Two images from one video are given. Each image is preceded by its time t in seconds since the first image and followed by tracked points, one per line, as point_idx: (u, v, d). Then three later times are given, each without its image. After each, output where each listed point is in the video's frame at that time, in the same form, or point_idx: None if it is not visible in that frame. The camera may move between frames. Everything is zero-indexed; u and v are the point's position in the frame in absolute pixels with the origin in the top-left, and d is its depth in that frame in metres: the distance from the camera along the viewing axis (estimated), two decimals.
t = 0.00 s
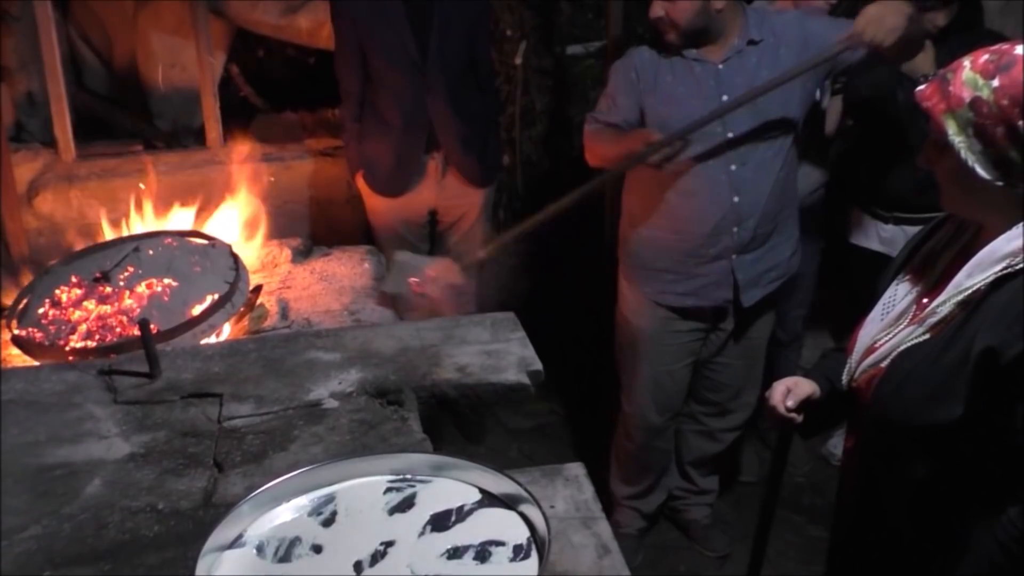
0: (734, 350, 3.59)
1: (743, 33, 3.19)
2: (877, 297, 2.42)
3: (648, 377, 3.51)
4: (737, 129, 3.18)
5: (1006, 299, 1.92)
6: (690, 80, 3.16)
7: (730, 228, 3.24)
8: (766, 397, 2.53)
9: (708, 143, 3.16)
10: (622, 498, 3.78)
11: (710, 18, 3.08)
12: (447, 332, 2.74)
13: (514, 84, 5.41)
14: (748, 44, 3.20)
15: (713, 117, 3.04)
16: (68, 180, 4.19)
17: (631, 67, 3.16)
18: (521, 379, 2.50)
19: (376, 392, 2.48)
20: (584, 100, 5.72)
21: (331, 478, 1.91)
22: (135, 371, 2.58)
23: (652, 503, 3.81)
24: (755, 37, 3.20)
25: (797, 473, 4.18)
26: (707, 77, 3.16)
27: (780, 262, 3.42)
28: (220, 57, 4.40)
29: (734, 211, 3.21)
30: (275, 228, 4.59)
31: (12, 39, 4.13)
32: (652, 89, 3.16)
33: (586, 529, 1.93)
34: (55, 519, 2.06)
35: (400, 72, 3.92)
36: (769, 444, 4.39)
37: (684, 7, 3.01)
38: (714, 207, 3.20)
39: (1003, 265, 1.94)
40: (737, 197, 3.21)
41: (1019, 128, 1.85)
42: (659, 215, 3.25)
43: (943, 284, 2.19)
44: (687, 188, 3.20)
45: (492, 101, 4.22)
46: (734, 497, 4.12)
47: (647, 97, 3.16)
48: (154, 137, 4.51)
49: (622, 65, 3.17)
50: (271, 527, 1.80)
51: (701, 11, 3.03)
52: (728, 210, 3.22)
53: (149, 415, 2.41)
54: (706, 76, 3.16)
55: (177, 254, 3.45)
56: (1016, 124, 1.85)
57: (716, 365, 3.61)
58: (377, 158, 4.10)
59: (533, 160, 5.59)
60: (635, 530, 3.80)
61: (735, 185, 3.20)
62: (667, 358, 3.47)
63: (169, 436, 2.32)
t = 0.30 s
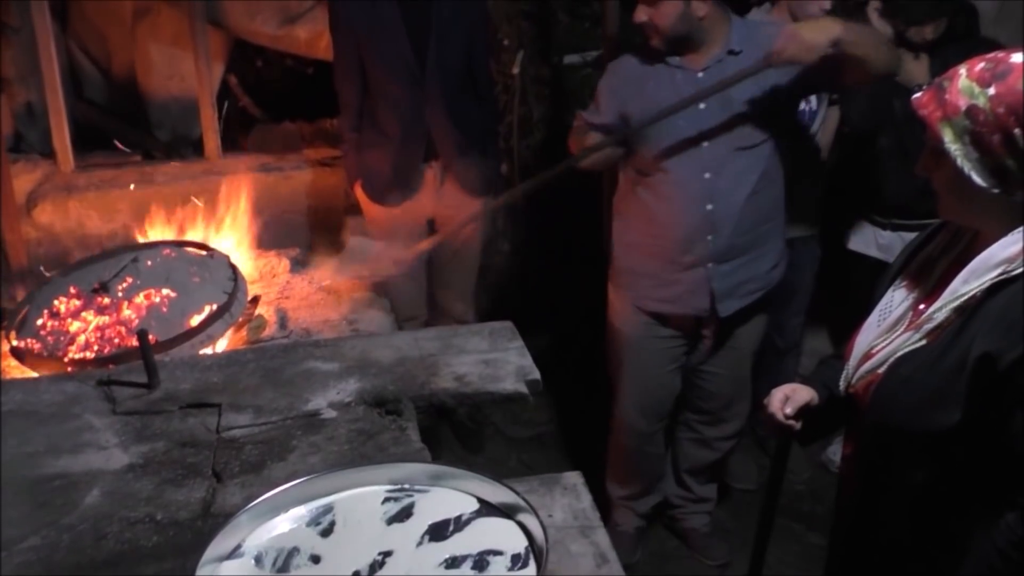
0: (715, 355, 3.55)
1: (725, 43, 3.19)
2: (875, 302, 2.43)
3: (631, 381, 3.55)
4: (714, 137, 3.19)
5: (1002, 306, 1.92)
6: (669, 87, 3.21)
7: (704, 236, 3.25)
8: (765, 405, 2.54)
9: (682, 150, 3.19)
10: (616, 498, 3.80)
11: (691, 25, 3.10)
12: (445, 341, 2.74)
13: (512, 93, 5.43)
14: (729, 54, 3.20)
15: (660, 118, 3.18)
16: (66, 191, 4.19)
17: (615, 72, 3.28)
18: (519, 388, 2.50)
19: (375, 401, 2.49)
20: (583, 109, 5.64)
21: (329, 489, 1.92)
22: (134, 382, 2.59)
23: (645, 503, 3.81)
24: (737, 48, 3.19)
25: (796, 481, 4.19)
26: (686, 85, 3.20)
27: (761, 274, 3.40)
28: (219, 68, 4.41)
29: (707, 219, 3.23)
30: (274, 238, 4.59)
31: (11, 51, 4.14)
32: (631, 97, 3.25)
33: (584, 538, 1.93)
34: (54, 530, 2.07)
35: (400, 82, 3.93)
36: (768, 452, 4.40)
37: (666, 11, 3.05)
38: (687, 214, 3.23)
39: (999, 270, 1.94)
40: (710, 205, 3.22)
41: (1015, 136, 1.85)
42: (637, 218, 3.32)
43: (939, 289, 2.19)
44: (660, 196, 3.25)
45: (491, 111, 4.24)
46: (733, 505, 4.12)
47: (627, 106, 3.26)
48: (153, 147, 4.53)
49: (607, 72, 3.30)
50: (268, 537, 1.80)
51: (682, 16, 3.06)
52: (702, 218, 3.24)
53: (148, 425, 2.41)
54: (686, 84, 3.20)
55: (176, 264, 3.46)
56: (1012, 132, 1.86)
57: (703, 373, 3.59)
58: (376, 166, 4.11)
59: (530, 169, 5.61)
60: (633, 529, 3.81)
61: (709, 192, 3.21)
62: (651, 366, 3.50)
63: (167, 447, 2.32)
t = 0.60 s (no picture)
0: (704, 358, 3.54)
1: (691, 50, 3.19)
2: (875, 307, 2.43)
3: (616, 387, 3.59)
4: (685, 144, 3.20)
5: (1002, 311, 1.92)
6: (638, 95, 3.24)
7: (678, 242, 3.25)
8: (766, 411, 2.54)
9: (654, 157, 3.22)
10: (614, 495, 3.83)
11: (657, 30, 3.08)
12: (445, 349, 2.74)
13: (511, 101, 5.44)
14: (695, 61, 3.18)
15: (602, 130, 3.17)
16: (67, 202, 4.21)
17: (587, 84, 3.34)
18: (519, 396, 2.50)
19: (375, 410, 2.49)
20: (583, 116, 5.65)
21: (329, 498, 1.92)
22: (134, 392, 2.59)
23: (641, 500, 3.84)
24: (703, 54, 3.18)
25: (798, 487, 4.18)
26: (654, 93, 3.21)
27: (740, 282, 3.38)
28: (219, 77, 4.42)
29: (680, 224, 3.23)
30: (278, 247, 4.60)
31: (12, 63, 4.15)
32: (604, 107, 3.31)
33: (585, 545, 1.93)
34: (55, 541, 2.07)
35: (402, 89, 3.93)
36: (770, 458, 4.40)
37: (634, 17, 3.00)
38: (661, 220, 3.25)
39: (999, 275, 1.93)
40: (682, 211, 3.22)
41: (1014, 141, 1.86)
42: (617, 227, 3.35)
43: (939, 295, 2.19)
44: (635, 202, 3.28)
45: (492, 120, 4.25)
46: (735, 512, 4.12)
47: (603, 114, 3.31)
48: (153, 158, 4.54)
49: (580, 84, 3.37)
50: (269, 546, 1.80)
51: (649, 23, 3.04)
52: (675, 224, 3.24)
53: (149, 435, 2.41)
54: (651, 93, 3.22)
55: (176, 275, 3.47)
56: (1011, 137, 1.86)
57: (699, 381, 3.58)
58: (377, 174, 4.12)
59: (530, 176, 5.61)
60: (630, 527, 3.84)
61: (679, 198, 3.21)
62: (642, 373, 3.53)
63: (168, 457, 2.33)
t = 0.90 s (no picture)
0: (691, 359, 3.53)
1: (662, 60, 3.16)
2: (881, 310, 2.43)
3: (613, 390, 3.61)
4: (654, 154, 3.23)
5: (1006, 314, 1.92)
6: (611, 104, 3.24)
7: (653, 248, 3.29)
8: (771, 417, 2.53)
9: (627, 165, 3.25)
10: (613, 499, 3.84)
11: (628, 41, 3.07)
12: (448, 354, 2.75)
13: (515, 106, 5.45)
14: (667, 71, 3.16)
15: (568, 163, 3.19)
16: (72, 209, 4.20)
17: (562, 91, 3.34)
18: (522, 401, 2.50)
19: (379, 415, 2.49)
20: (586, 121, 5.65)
21: (332, 503, 1.93)
22: (139, 398, 2.60)
23: (642, 504, 3.83)
24: (673, 65, 3.15)
25: (802, 490, 4.19)
26: (626, 103, 3.21)
27: (718, 287, 3.36)
28: (222, 84, 4.44)
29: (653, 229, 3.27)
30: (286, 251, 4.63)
31: (16, 70, 4.17)
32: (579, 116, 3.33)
33: (588, 549, 1.94)
34: (60, 546, 2.07)
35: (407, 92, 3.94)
36: (774, 463, 4.40)
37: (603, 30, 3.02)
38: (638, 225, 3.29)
39: (1003, 279, 1.94)
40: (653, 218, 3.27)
41: (1016, 144, 1.86)
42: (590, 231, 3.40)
43: (942, 300, 2.19)
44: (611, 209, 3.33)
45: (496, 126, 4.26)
46: (739, 516, 4.11)
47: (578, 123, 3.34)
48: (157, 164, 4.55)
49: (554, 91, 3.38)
50: (272, 551, 1.81)
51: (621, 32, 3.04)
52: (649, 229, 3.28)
53: (153, 441, 2.42)
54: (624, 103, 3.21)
55: (180, 281, 3.48)
56: (1012, 140, 1.87)
57: (689, 381, 3.57)
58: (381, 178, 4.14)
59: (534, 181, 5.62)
60: (632, 531, 3.84)
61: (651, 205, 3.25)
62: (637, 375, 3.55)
63: (173, 462, 2.33)
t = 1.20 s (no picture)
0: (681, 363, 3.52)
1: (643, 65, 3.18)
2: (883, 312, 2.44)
3: (615, 392, 3.61)
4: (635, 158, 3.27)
5: (1008, 318, 1.93)
6: (592, 108, 3.27)
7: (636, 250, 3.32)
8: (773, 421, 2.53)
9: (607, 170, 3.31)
10: (613, 502, 3.84)
11: (612, 46, 3.11)
12: (449, 355, 2.76)
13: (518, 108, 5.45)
14: (649, 76, 3.18)
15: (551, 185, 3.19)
16: (74, 212, 4.27)
17: (546, 96, 3.38)
18: (524, 403, 2.50)
19: (380, 416, 2.50)
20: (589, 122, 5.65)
21: (334, 504, 1.93)
22: (141, 400, 2.60)
23: (642, 505, 3.83)
24: (655, 70, 3.16)
25: (805, 493, 4.19)
26: (608, 106, 3.24)
27: (695, 290, 3.37)
28: (225, 85, 4.45)
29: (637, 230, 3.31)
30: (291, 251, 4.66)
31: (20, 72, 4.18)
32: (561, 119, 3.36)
33: (589, 551, 1.94)
34: (62, 547, 2.07)
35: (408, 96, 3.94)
36: (777, 465, 4.40)
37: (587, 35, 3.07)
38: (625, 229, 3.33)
39: (1004, 282, 1.95)
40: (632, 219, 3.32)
41: (1017, 145, 1.86)
42: (570, 235, 3.46)
43: (943, 303, 2.20)
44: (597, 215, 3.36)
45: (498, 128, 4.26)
46: (741, 519, 4.11)
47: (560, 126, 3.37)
48: (160, 166, 4.56)
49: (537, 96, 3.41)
50: (274, 553, 1.82)
51: (605, 40, 3.09)
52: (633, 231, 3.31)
53: (156, 442, 2.42)
54: (603, 107, 3.24)
55: (183, 283, 3.48)
56: (1014, 142, 1.86)
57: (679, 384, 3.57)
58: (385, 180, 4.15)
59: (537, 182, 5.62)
60: (634, 533, 3.84)
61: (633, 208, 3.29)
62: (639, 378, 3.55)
63: (175, 463, 2.34)
